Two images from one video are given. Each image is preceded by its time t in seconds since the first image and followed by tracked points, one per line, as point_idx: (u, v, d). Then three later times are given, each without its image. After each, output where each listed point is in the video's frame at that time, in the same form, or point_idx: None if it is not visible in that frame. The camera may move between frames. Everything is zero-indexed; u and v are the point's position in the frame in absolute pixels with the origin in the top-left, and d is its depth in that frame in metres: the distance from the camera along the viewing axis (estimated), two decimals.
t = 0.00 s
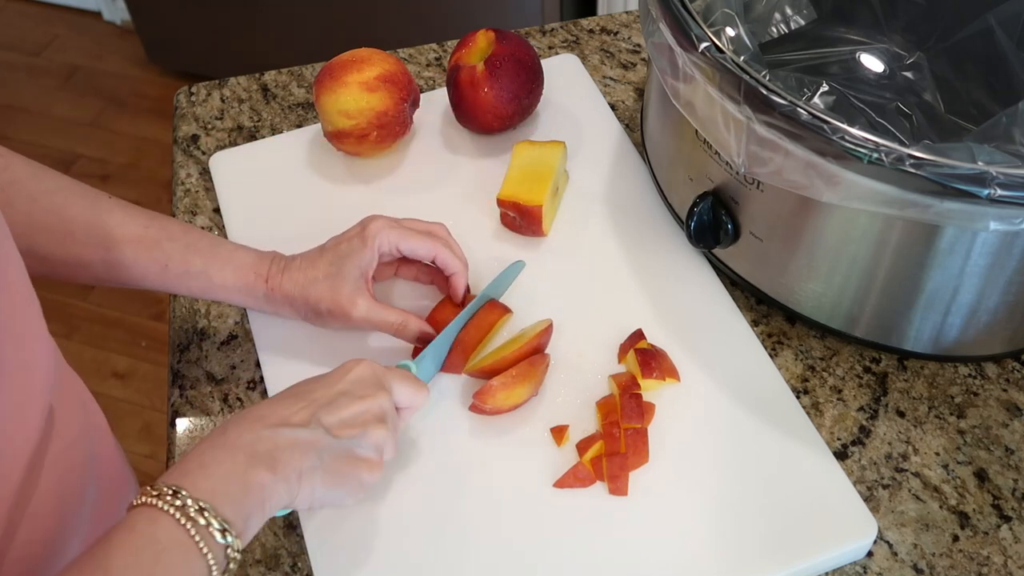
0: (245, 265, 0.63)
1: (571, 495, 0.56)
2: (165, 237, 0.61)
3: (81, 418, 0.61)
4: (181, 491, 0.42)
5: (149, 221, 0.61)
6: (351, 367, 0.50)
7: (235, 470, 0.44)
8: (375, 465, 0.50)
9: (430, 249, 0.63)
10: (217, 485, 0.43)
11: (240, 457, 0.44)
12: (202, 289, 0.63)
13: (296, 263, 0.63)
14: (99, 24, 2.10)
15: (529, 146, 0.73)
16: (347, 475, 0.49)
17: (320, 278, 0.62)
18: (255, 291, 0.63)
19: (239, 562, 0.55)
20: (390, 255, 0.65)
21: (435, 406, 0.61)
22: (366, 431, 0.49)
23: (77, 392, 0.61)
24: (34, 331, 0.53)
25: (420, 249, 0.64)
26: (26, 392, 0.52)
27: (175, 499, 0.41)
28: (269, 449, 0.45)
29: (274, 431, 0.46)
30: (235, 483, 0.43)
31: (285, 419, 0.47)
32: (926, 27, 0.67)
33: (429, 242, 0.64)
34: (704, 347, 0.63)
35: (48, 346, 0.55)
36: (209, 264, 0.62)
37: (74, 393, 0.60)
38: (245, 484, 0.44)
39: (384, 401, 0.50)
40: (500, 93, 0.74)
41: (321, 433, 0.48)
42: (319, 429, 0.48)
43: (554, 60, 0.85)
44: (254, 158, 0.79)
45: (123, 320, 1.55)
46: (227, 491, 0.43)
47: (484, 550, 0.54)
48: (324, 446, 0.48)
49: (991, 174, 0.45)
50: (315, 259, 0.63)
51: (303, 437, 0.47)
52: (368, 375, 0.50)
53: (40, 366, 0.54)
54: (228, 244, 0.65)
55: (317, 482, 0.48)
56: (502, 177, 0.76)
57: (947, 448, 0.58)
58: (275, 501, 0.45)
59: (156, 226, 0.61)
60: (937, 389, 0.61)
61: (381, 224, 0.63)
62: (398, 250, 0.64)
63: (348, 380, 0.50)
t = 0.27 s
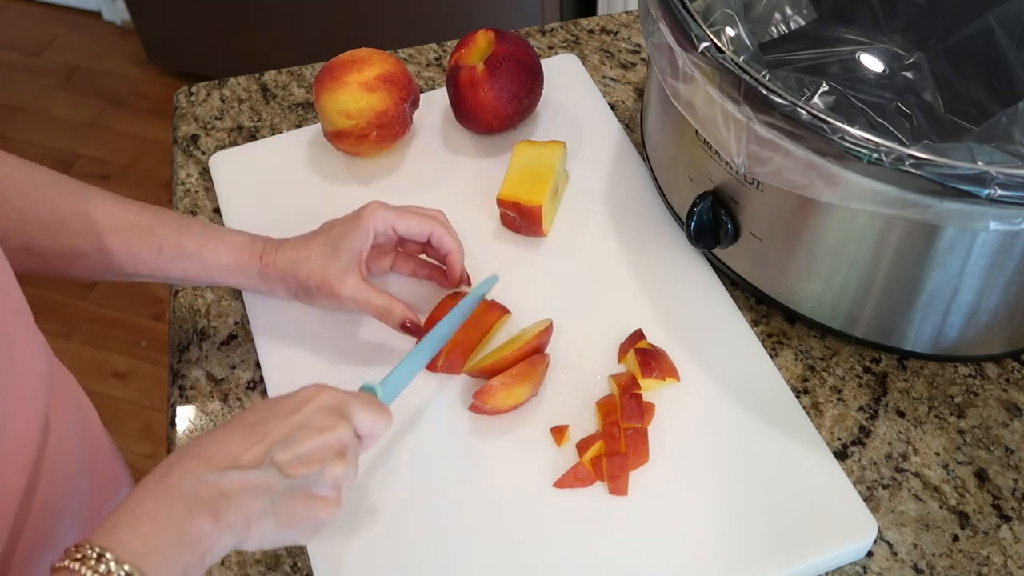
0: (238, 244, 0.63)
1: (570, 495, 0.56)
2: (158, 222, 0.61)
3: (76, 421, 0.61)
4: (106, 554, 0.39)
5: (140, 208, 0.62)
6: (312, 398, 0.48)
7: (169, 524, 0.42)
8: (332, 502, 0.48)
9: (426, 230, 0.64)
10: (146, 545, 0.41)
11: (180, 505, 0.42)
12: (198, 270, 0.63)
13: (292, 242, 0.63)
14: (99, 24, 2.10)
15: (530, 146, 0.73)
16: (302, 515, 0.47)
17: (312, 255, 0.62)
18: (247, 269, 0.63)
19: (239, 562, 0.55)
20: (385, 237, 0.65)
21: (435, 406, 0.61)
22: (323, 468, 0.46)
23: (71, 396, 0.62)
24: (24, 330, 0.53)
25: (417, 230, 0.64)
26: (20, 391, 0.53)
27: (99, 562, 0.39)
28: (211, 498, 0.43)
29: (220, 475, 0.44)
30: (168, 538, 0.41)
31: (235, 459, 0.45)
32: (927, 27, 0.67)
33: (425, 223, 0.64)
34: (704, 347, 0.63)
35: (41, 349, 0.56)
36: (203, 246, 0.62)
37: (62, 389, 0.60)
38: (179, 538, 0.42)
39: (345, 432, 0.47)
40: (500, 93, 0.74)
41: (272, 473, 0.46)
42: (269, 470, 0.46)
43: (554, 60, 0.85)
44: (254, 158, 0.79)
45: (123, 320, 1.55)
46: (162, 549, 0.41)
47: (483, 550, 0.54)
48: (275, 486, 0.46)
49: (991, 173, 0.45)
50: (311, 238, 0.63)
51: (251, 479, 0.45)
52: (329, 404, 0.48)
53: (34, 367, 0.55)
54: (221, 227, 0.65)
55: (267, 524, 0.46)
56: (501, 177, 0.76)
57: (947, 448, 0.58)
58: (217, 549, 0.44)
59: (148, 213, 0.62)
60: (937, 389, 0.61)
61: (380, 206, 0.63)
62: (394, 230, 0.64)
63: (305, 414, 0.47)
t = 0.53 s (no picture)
0: (236, 250, 0.63)
1: (570, 495, 0.56)
2: (157, 228, 0.61)
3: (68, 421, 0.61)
4: (142, 496, 0.42)
5: (139, 213, 0.61)
6: (331, 349, 0.50)
7: (201, 467, 0.43)
8: (353, 449, 0.50)
9: (422, 238, 0.64)
10: (180, 488, 0.42)
11: (209, 452, 0.44)
12: (196, 277, 0.63)
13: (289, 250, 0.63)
14: (99, 24, 2.10)
15: (529, 146, 0.73)
16: (324, 461, 0.49)
17: (310, 264, 0.63)
18: (247, 277, 0.64)
19: (239, 562, 0.55)
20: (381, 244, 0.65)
21: (435, 406, 0.61)
22: (343, 414, 0.49)
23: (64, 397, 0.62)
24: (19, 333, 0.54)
25: (413, 238, 0.64)
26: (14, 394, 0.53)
27: (135, 504, 0.41)
28: (240, 442, 0.45)
29: (244, 422, 0.46)
30: (200, 480, 0.43)
31: (258, 408, 0.47)
32: (926, 27, 0.67)
33: (421, 232, 0.64)
34: (704, 347, 0.63)
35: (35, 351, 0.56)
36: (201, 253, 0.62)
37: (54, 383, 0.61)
38: (211, 481, 0.43)
39: (363, 381, 0.49)
40: (500, 93, 0.74)
41: (296, 420, 0.47)
42: (292, 417, 0.47)
43: (554, 60, 0.85)
44: (254, 158, 0.79)
45: (123, 320, 1.55)
46: (193, 493, 0.43)
47: (483, 549, 0.54)
48: (299, 433, 0.48)
49: (991, 174, 0.45)
50: (308, 245, 0.64)
51: (276, 425, 0.47)
52: (347, 354, 0.50)
53: (30, 368, 0.55)
54: (220, 230, 0.65)
55: (292, 469, 0.48)
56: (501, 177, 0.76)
57: (947, 448, 0.58)
58: (246, 494, 0.45)
59: (148, 218, 0.61)
60: (937, 389, 0.61)
61: (375, 212, 0.64)
62: (390, 239, 0.64)
63: (324, 363, 0.49)
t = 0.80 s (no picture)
0: (237, 252, 0.64)
1: (570, 495, 0.56)
2: (158, 229, 0.61)
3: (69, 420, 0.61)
4: (161, 461, 0.41)
5: (140, 214, 0.61)
6: (342, 325, 0.50)
7: (214, 436, 0.44)
8: (364, 424, 0.49)
9: (422, 239, 0.64)
10: (197, 454, 0.43)
11: (223, 421, 0.44)
12: (196, 278, 0.63)
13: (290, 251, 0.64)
14: (99, 24, 2.10)
15: (529, 146, 0.73)
16: (336, 434, 0.49)
17: (310, 265, 0.63)
18: (247, 279, 0.64)
19: (239, 562, 0.55)
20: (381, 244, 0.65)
21: (436, 407, 0.60)
22: (353, 390, 0.48)
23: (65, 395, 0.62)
24: (22, 330, 0.54)
25: (413, 239, 0.64)
26: (18, 391, 0.53)
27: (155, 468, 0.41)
28: (253, 412, 0.45)
29: (257, 392, 0.46)
30: (215, 448, 0.43)
31: (271, 379, 0.47)
32: (926, 27, 0.67)
33: (421, 233, 0.64)
34: (704, 346, 0.63)
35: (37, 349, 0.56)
36: (202, 253, 0.62)
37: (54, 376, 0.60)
38: (226, 448, 0.44)
39: (373, 358, 0.49)
40: (500, 93, 0.74)
41: (307, 392, 0.48)
42: (304, 389, 0.47)
43: (554, 60, 0.85)
44: (254, 158, 0.79)
45: (123, 320, 1.55)
46: (209, 460, 0.43)
47: (484, 549, 0.54)
48: (310, 405, 0.48)
49: (991, 174, 0.45)
50: (308, 246, 0.64)
51: (287, 397, 0.47)
52: (356, 333, 0.50)
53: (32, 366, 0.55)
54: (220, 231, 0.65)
55: (305, 440, 0.48)
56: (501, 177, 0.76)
57: (947, 448, 0.58)
58: (260, 462, 0.46)
59: (148, 220, 0.61)
60: (937, 389, 0.61)
61: (375, 212, 0.64)
62: (390, 239, 0.64)
63: (334, 339, 0.49)
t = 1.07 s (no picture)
0: (240, 254, 0.64)
1: (571, 495, 0.56)
2: (160, 230, 0.61)
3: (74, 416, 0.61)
4: (180, 423, 0.40)
5: (143, 215, 0.61)
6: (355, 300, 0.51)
7: (235, 393, 0.43)
8: (375, 394, 0.49)
9: (423, 238, 0.64)
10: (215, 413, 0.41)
11: (241, 380, 0.43)
12: (200, 280, 0.63)
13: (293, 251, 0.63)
14: (99, 24, 2.10)
15: (529, 146, 0.73)
16: (349, 403, 0.48)
17: (313, 265, 0.63)
18: (251, 280, 0.64)
19: (239, 562, 0.55)
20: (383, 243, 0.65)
21: (436, 407, 0.60)
22: (367, 358, 0.49)
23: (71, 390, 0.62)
24: (32, 325, 0.54)
25: (414, 238, 0.64)
26: (25, 387, 0.53)
27: (176, 429, 0.40)
28: (269, 374, 0.44)
29: (273, 356, 0.45)
30: (233, 408, 0.42)
31: (286, 345, 0.46)
32: (926, 27, 0.67)
33: (421, 233, 0.64)
34: (704, 346, 0.63)
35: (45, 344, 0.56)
36: (205, 254, 0.63)
37: (60, 373, 0.60)
38: (244, 408, 0.42)
39: (386, 331, 0.50)
40: (500, 93, 0.74)
41: (322, 358, 0.47)
42: (319, 355, 0.47)
43: (554, 60, 0.85)
44: (254, 158, 0.79)
45: (123, 320, 1.55)
46: (228, 418, 0.42)
47: (484, 549, 0.54)
48: (325, 372, 0.47)
49: (991, 174, 0.45)
50: (310, 247, 0.63)
51: (303, 361, 0.46)
52: (368, 308, 0.51)
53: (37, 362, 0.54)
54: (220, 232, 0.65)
55: (317, 408, 0.47)
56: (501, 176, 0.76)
57: (947, 448, 0.58)
58: (276, 428, 0.44)
59: (151, 221, 0.61)
60: (937, 389, 0.61)
61: (377, 211, 0.64)
62: (392, 238, 0.64)
63: (350, 310, 0.50)
